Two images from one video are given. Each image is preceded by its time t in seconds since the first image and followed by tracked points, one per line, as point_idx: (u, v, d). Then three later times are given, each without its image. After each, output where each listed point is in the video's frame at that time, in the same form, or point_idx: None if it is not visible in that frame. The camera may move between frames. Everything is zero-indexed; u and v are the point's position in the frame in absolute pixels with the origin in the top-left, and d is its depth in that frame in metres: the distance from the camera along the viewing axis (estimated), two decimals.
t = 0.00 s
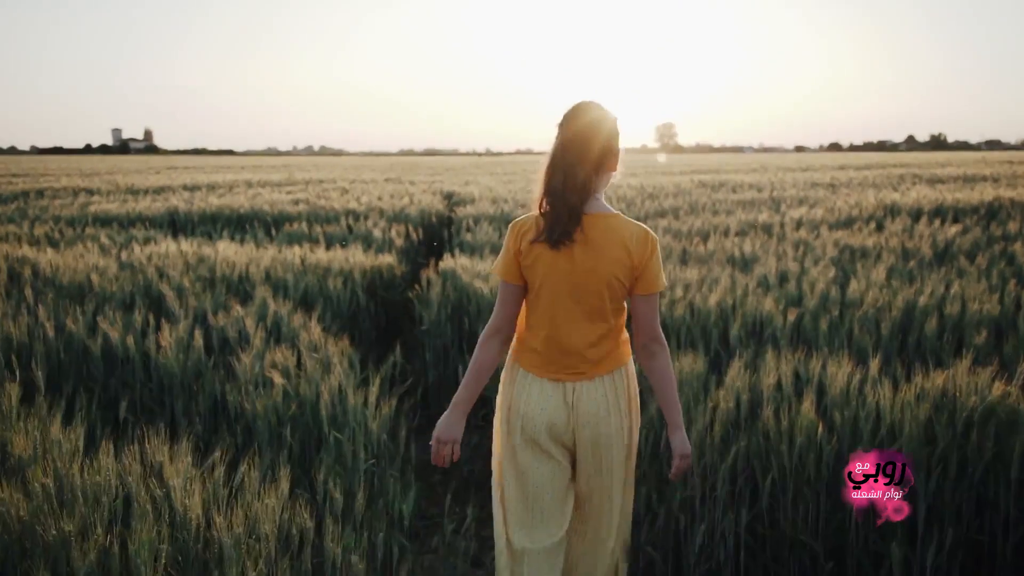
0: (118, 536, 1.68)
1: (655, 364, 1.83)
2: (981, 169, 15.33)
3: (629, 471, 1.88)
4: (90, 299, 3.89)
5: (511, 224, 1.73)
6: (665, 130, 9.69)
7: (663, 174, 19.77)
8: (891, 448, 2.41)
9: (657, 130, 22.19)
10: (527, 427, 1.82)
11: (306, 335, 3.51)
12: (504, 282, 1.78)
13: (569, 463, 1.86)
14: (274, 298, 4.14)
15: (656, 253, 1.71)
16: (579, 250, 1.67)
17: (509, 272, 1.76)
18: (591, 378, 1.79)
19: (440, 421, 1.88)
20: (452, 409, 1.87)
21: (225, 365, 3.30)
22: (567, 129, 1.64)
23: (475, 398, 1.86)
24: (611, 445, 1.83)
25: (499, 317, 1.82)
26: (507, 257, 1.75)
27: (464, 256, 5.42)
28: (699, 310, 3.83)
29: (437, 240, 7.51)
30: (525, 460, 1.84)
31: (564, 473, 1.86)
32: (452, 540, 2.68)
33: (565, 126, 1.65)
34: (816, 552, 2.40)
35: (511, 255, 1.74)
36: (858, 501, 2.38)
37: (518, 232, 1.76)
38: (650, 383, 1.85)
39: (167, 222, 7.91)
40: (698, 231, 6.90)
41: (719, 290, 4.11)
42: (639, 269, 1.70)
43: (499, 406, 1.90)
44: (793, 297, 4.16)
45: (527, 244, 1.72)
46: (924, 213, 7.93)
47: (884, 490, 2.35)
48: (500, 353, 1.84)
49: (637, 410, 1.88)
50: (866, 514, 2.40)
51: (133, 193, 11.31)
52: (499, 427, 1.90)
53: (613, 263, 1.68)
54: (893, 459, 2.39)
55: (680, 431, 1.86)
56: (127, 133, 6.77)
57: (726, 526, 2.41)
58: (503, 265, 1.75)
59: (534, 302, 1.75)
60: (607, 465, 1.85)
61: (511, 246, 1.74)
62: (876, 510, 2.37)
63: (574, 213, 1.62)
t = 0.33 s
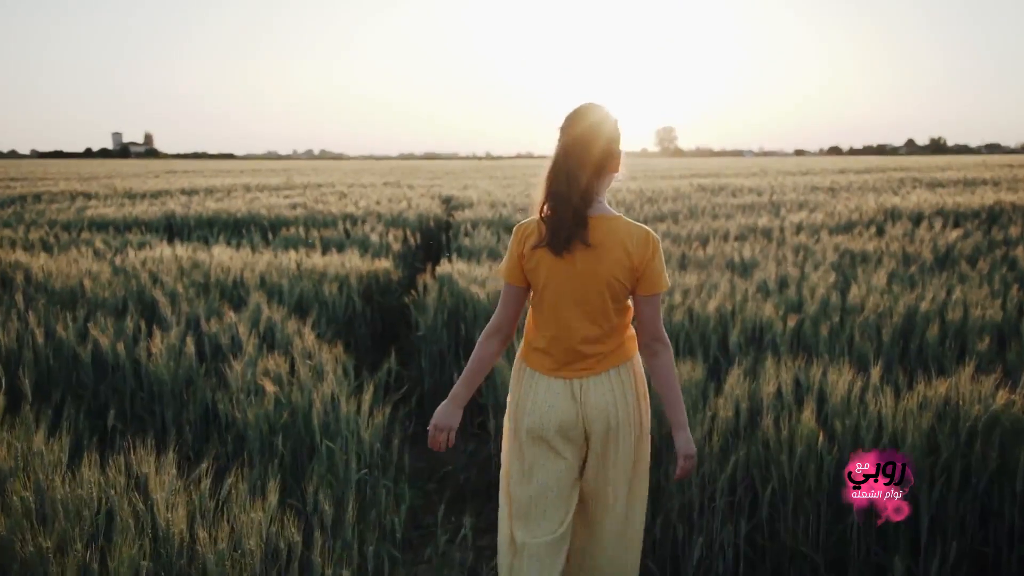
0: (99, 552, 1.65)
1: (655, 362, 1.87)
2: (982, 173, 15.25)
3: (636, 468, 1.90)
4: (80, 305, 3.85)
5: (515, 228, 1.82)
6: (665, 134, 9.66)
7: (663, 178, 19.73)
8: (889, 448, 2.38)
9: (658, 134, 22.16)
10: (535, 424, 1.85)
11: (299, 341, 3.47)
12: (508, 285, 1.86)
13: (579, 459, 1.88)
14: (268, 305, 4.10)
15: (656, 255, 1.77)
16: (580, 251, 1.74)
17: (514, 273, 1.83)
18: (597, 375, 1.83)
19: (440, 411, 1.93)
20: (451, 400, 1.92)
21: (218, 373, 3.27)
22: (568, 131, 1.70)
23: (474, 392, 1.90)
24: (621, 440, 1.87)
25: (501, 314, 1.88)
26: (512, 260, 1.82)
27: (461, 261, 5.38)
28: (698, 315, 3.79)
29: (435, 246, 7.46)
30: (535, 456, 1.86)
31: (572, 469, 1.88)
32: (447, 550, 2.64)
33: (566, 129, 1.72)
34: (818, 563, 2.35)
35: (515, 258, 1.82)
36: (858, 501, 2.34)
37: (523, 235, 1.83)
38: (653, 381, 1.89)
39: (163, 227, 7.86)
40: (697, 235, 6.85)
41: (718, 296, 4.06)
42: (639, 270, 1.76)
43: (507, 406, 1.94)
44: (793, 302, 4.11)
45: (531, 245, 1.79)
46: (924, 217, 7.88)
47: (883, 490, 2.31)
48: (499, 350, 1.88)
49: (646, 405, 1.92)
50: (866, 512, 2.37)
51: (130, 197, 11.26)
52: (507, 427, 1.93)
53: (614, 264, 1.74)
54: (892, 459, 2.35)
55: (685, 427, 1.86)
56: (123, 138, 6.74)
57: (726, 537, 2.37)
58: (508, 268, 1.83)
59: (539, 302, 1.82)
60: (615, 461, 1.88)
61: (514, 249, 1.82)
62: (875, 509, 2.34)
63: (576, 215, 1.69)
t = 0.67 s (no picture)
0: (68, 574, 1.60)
1: (656, 366, 1.86)
2: (979, 178, 15.20)
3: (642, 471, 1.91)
4: (65, 312, 3.79)
5: (514, 234, 1.86)
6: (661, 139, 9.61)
7: (659, 183, 19.72)
8: (888, 447, 2.34)
9: (654, 138, 22.15)
10: (539, 428, 1.89)
11: (288, 349, 3.42)
12: (508, 289, 1.91)
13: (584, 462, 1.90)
14: (257, 312, 4.04)
15: (656, 260, 1.77)
16: (576, 255, 1.76)
17: (514, 278, 1.87)
18: (596, 378, 1.84)
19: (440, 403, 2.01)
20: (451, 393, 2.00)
21: (205, 382, 3.21)
22: (562, 139, 1.72)
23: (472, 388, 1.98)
24: (624, 444, 1.87)
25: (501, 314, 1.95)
26: (512, 264, 1.87)
27: (455, 267, 5.32)
28: (694, 323, 3.74)
29: (429, 251, 7.40)
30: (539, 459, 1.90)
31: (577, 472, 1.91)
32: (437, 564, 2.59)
33: (563, 134, 1.72)
34: None
35: (514, 263, 1.86)
36: (857, 501, 2.31)
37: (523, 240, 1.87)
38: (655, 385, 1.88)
39: (155, 232, 7.80)
40: (693, 241, 6.80)
41: (714, 303, 4.01)
42: (638, 275, 1.76)
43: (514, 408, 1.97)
44: (790, 309, 4.06)
45: (530, 250, 1.83)
46: (922, 223, 7.83)
47: (883, 490, 2.28)
48: (497, 349, 1.95)
49: (649, 408, 1.92)
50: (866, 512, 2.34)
51: (123, 201, 11.18)
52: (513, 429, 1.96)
53: (611, 269, 1.76)
54: (892, 459, 2.31)
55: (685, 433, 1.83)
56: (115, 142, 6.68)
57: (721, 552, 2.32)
58: (509, 273, 1.87)
59: (538, 305, 1.85)
60: (620, 464, 1.89)
61: (514, 254, 1.86)
62: (875, 509, 2.31)
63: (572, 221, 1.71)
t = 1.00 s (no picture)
0: None
1: (650, 370, 1.80)
2: (974, 184, 15.19)
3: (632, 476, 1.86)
4: (49, 320, 3.72)
5: (508, 237, 1.83)
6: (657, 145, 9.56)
7: (655, 188, 19.68)
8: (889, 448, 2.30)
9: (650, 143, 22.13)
10: (529, 432, 1.88)
11: (275, 358, 3.35)
12: (502, 293, 1.88)
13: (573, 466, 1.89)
14: (246, 319, 3.98)
15: (651, 263, 1.73)
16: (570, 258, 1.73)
17: (508, 281, 1.84)
18: (589, 383, 1.82)
19: (434, 413, 2.00)
20: (446, 403, 1.99)
21: (190, 391, 3.15)
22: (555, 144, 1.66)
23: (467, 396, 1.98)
24: (612, 448, 1.84)
25: (494, 322, 1.93)
26: (506, 267, 1.84)
27: (448, 273, 5.25)
28: (690, 330, 3.68)
29: (423, 258, 7.34)
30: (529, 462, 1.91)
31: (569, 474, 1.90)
32: None
33: (561, 136, 1.68)
34: None
35: (509, 266, 1.84)
36: (857, 501, 2.26)
37: (517, 243, 1.84)
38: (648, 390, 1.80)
39: (146, 237, 7.73)
40: (689, 247, 6.75)
41: (709, 310, 3.95)
42: (633, 278, 1.73)
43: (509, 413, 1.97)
44: (787, 316, 4.00)
45: (524, 253, 1.80)
46: (919, 229, 7.80)
47: (883, 490, 2.24)
48: (491, 358, 1.94)
49: (642, 412, 1.87)
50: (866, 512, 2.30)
51: (115, 206, 11.10)
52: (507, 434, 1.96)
53: (605, 271, 1.72)
54: (892, 459, 2.26)
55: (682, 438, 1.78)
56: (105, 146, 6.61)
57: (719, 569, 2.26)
58: (503, 276, 1.84)
59: (532, 308, 1.82)
60: (607, 471, 1.85)
61: (508, 257, 1.84)
62: (874, 509, 2.27)
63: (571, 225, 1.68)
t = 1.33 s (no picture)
0: None
1: (643, 379, 1.74)
2: (968, 193, 15.18)
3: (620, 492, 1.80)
4: (29, 331, 3.64)
5: (497, 244, 1.76)
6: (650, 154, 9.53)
7: (649, 197, 19.68)
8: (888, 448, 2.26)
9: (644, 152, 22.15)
10: (516, 443, 1.83)
11: (260, 370, 3.27)
12: (490, 304, 1.82)
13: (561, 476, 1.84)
14: (232, 330, 3.90)
15: (642, 270, 1.67)
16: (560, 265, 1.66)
17: (496, 290, 1.78)
18: (579, 395, 1.75)
19: (425, 432, 1.93)
20: (436, 422, 1.92)
21: (172, 405, 3.07)
22: (547, 150, 1.59)
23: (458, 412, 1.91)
24: (601, 463, 1.77)
25: (483, 335, 1.86)
26: (494, 275, 1.77)
27: (438, 283, 5.18)
28: (684, 340, 3.62)
29: (415, 267, 7.27)
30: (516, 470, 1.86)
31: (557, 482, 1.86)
32: None
33: (559, 142, 1.61)
34: None
35: (497, 274, 1.77)
36: (857, 502, 2.19)
37: (506, 251, 1.77)
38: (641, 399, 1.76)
39: (134, 246, 7.64)
40: (683, 256, 6.69)
41: (703, 320, 3.89)
42: (623, 286, 1.67)
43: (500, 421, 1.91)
44: (782, 326, 3.94)
45: (512, 261, 1.74)
46: (913, 238, 7.77)
47: (883, 489, 2.17)
48: (482, 371, 1.87)
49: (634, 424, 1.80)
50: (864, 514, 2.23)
51: (106, 215, 11.01)
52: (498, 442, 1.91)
53: (595, 278, 1.66)
54: (893, 459, 2.23)
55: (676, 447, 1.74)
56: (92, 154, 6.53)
57: None
58: (491, 285, 1.78)
59: (521, 318, 1.76)
60: (592, 485, 1.79)
61: (496, 265, 1.77)
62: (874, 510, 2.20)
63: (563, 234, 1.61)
